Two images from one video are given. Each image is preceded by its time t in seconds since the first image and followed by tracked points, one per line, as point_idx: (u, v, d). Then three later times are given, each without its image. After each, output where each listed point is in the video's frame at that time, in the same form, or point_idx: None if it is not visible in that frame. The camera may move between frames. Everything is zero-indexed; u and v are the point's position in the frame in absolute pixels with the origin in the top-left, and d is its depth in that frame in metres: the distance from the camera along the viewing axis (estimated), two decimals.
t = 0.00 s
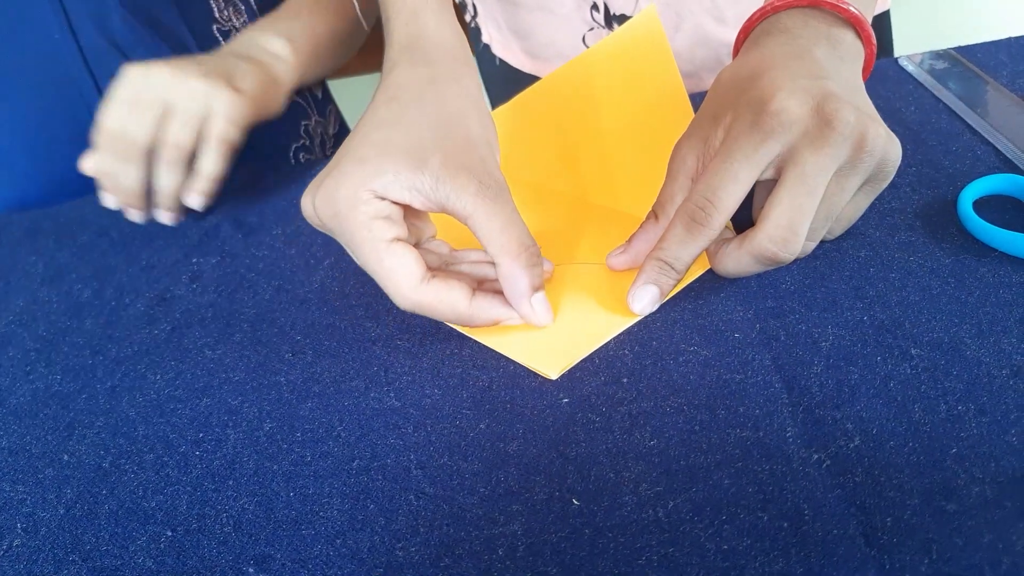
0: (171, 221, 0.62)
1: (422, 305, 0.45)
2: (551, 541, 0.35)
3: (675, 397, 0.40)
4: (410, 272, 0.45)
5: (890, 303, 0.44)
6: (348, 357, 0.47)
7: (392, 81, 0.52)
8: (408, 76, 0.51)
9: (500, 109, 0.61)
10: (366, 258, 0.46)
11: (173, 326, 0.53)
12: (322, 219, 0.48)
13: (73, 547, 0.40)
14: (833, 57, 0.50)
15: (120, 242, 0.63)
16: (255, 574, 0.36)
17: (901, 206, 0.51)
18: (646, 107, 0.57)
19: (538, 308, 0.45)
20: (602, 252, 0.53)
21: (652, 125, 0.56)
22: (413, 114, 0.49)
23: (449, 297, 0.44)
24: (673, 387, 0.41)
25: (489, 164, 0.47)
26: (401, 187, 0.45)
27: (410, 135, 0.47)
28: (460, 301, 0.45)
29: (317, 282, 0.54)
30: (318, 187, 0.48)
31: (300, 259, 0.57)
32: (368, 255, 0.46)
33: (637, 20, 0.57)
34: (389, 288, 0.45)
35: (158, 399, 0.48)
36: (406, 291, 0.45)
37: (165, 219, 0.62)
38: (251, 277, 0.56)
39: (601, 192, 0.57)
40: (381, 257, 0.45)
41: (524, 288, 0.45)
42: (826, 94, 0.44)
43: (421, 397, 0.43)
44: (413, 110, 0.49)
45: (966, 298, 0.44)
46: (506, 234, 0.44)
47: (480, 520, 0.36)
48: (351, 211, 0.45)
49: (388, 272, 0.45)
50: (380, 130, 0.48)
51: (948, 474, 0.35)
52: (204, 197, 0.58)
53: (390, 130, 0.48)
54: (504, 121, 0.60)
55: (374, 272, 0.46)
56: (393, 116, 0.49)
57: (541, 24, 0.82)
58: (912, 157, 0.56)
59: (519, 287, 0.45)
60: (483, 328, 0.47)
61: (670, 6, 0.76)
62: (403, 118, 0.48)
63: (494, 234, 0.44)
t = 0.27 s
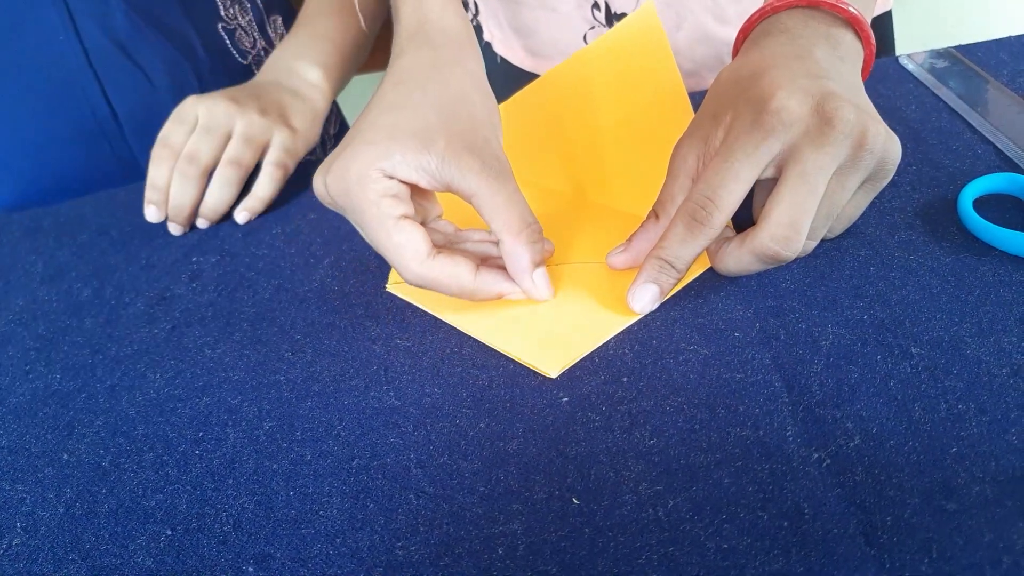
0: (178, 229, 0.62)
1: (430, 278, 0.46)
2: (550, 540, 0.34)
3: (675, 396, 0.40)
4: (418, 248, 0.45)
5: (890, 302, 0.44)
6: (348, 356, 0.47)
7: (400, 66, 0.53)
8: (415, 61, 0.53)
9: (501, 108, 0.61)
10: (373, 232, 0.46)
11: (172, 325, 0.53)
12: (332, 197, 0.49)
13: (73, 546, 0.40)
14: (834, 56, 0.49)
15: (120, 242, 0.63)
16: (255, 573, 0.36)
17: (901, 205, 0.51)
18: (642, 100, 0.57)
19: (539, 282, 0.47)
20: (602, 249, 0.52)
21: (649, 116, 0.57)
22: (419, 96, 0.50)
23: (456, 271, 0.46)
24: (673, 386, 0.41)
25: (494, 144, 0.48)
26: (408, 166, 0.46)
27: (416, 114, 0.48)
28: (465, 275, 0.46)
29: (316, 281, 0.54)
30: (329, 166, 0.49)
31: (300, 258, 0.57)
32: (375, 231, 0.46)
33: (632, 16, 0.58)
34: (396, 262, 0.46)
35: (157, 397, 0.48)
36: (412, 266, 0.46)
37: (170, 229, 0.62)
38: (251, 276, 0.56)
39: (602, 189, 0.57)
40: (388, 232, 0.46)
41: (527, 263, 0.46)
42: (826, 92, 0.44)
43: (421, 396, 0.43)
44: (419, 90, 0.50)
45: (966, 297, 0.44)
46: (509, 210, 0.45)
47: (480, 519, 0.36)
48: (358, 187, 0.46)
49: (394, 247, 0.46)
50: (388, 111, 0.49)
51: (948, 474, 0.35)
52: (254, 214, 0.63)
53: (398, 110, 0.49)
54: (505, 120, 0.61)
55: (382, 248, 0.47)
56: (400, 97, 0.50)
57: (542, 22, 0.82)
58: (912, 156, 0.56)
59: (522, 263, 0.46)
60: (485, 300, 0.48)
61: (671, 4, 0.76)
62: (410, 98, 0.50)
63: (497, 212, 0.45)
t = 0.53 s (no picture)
0: (183, 229, 0.62)
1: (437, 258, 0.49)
2: (552, 539, 0.35)
3: (675, 395, 0.40)
4: (425, 228, 0.48)
5: (891, 301, 0.44)
6: (350, 355, 0.47)
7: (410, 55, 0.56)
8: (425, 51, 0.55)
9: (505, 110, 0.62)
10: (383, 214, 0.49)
11: (174, 324, 0.53)
12: (344, 179, 0.52)
13: (76, 545, 0.40)
14: (834, 55, 0.50)
15: (122, 241, 0.63)
16: (257, 571, 0.36)
17: (902, 204, 0.51)
18: (640, 94, 0.57)
19: (542, 262, 0.49)
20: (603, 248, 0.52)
21: (647, 109, 0.57)
22: (426, 84, 0.52)
23: (461, 250, 0.48)
24: (674, 385, 0.41)
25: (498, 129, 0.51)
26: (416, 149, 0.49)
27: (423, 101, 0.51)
28: (471, 255, 0.48)
29: (318, 280, 0.54)
30: (341, 150, 0.51)
31: (302, 258, 0.57)
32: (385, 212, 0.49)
33: (632, 12, 0.59)
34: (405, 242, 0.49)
35: (159, 397, 0.48)
36: (421, 245, 0.49)
37: (175, 227, 0.62)
38: (253, 276, 0.56)
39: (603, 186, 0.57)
40: (398, 213, 0.49)
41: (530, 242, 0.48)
42: (826, 91, 0.44)
43: (422, 395, 0.43)
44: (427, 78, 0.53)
45: (967, 296, 0.44)
46: (513, 193, 0.48)
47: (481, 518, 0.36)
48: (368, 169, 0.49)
49: (404, 227, 0.49)
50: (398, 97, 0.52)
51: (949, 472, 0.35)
52: (260, 215, 0.63)
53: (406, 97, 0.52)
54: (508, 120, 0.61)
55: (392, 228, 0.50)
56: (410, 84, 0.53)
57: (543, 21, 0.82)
58: (913, 155, 0.56)
59: (525, 243, 0.48)
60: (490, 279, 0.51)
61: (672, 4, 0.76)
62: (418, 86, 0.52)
63: (501, 195, 0.48)
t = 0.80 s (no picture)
0: (188, 221, 0.63)
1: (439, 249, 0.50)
2: (551, 539, 0.34)
3: (675, 395, 0.40)
4: (428, 219, 0.49)
5: (891, 300, 0.44)
6: (349, 354, 0.47)
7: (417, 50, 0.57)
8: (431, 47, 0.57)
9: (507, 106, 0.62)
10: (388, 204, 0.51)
11: (173, 324, 0.53)
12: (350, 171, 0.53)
13: (74, 546, 0.40)
14: (830, 52, 0.49)
15: (121, 241, 0.63)
16: (256, 572, 0.36)
17: (902, 204, 0.51)
18: (637, 89, 0.57)
19: (542, 255, 0.48)
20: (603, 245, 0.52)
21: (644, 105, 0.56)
22: (432, 79, 0.54)
23: (462, 241, 0.49)
24: (674, 385, 0.40)
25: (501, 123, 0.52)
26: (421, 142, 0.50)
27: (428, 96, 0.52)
28: (472, 245, 0.49)
29: (317, 280, 0.54)
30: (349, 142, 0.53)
31: (301, 257, 0.57)
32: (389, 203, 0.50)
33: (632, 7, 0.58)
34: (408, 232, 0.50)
35: (158, 397, 0.48)
36: (423, 236, 0.49)
37: (181, 219, 0.63)
38: (252, 276, 0.56)
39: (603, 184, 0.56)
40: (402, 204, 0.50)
41: (530, 235, 0.48)
42: (823, 88, 0.44)
43: (421, 395, 0.43)
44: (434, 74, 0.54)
45: (967, 295, 0.44)
46: (514, 185, 0.48)
47: (481, 519, 0.36)
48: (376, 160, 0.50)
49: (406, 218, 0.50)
50: (404, 92, 0.53)
51: (949, 472, 0.34)
52: (262, 212, 0.62)
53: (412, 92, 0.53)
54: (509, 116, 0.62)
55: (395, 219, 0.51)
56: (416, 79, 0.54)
57: (542, 17, 0.82)
58: (913, 154, 0.56)
59: (523, 234, 0.48)
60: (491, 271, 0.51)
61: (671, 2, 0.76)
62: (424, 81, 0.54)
63: (502, 186, 0.48)
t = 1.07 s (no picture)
0: (188, 220, 0.62)
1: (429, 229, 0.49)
2: (551, 538, 0.34)
3: (675, 394, 0.40)
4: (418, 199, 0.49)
5: (892, 299, 0.44)
6: (348, 353, 0.47)
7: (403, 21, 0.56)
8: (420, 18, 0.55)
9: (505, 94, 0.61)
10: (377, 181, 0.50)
11: (172, 323, 0.53)
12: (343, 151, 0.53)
13: (74, 545, 0.40)
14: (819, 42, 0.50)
15: (120, 239, 0.63)
16: (255, 571, 0.36)
17: (903, 202, 0.51)
18: (634, 86, 0.57)
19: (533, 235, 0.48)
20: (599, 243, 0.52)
21: (639, 102, 0.57)
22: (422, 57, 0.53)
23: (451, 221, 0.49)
24: (675, 384, 0.40)
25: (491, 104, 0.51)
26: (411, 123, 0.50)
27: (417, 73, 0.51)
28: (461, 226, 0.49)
29: (317, 278, 0.54)
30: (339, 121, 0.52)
31: (301, 256, 0.57)
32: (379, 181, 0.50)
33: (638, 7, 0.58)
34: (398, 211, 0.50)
35: (158, 395, 0.48)
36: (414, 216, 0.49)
37: (181, 218, 0.62)
38: (251, 274, 0.56)
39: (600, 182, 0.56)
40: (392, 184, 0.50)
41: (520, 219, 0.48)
42: (803, 79, 0.45)
43: (421, 394, 0.43)
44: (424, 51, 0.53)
45: (968, 294, 0.44)
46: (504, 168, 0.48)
47: (481, 517, 0.36)
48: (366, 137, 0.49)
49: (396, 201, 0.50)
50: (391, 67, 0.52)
51: (950, 471, 0.34)
52: (262, 212, 0.62)
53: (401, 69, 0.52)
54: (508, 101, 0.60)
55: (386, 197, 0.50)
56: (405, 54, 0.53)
57: (543, 13, 0.81)
58: (914, 152, 0.56)
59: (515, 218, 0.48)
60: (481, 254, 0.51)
61: None
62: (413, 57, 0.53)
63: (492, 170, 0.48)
